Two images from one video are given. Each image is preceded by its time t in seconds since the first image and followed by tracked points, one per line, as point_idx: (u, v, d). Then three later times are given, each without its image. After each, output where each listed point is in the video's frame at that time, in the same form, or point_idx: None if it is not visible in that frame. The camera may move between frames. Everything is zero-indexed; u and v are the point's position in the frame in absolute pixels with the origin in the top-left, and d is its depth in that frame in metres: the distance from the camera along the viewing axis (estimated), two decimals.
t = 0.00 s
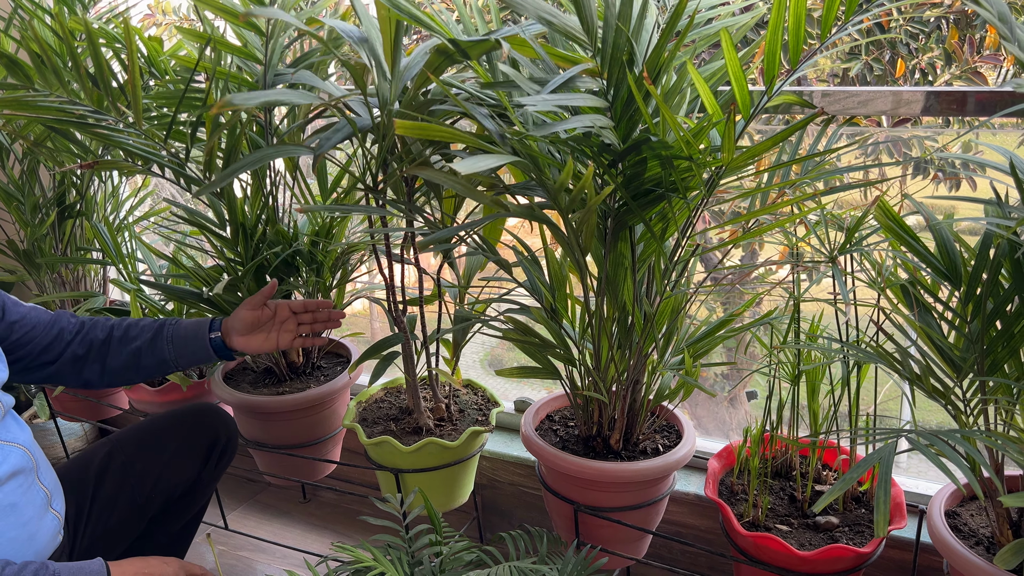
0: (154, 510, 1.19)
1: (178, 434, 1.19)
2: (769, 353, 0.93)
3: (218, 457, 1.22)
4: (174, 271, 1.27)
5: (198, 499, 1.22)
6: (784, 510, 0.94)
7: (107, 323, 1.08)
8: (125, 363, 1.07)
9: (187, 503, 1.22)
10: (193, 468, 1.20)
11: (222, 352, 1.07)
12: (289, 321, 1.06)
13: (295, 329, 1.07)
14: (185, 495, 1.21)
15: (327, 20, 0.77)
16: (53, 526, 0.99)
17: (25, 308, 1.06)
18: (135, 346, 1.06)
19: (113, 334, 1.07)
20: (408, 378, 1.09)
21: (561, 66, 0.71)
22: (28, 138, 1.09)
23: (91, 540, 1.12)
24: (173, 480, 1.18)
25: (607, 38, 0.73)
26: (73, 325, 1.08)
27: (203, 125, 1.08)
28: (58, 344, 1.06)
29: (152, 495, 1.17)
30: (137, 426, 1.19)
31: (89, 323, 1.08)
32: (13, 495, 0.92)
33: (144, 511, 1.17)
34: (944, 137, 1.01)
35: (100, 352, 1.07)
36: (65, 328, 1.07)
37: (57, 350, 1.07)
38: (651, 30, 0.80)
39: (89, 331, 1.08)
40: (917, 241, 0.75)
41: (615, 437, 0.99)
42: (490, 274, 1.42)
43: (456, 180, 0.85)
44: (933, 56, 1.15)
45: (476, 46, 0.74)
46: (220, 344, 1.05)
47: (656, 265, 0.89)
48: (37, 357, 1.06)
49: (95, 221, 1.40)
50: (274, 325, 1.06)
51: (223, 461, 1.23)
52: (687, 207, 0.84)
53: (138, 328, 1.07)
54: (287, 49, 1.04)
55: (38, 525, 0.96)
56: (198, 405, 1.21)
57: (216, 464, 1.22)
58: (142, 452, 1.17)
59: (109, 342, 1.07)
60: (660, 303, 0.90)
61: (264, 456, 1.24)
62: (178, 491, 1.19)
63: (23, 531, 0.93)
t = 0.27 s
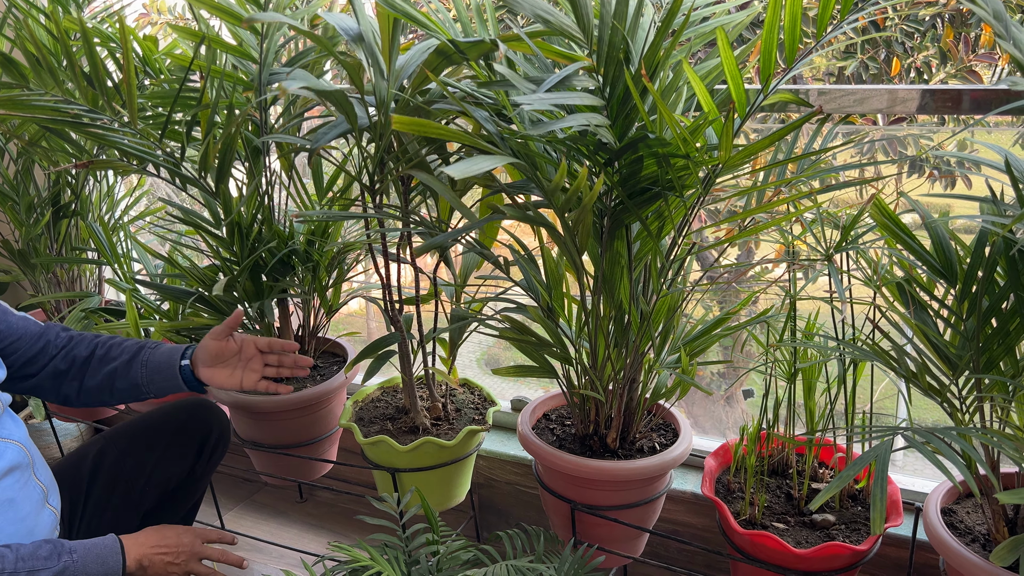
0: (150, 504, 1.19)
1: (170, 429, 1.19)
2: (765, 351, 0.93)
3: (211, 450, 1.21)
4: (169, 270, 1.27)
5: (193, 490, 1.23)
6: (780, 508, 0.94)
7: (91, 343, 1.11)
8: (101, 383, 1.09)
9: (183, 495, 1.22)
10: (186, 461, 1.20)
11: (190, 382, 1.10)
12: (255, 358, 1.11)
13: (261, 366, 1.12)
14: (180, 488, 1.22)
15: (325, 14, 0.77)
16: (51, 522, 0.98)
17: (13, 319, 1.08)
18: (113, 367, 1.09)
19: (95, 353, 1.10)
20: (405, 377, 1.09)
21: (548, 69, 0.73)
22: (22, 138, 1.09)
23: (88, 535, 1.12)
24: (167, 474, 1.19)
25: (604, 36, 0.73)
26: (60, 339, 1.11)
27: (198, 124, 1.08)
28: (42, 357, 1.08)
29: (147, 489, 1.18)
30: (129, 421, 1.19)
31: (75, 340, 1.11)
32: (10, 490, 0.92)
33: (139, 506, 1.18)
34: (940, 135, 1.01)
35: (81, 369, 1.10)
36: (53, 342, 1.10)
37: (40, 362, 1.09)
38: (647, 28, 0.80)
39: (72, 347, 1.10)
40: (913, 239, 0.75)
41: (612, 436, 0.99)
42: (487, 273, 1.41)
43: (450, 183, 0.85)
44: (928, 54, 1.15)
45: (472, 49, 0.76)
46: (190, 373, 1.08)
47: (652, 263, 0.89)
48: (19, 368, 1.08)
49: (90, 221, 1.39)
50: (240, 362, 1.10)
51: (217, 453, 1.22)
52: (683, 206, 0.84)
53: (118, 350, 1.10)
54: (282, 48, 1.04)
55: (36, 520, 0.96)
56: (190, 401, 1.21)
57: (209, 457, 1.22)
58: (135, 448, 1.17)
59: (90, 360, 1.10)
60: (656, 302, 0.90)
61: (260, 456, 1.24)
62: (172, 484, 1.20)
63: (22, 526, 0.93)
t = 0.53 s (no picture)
0: (149, 507, 1.18)
1: (171, 431, 1.19)
2: (762, 348, 0.93)
3: (212, 452, 1.21)
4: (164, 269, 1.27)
5: (193, 494, 1.22)
6: (778, 504, 0.94)
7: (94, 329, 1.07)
8: (103, 368, 1.04)
9: (182, 499, 1.21)
10: (187, 464, 1.20)
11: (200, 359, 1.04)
12: (265, 323, 1.05)
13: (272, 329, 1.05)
14: (180, 491, 1.21)
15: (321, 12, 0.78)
16: (46, 526, 0.98)
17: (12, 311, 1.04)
18: (118, 349, 1.03)
19: (98, 338, 1.05)
20: (402, 375, 1.09)
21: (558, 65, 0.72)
22: (16, 137, 1.08)
23: (85, 537, 1.11)
24: (167, 476, 1.18)
25: (599, 33, 0.73)
26: (58, 329, 1.06)
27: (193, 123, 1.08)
28: (40, 349, 1.03)
29: (146, 491, 1.17)
30: (130, 422, 1.19)
31: (76, 327, 1.06)
32: (5, 494, 0.92)
33: (138, 509, 1.17)
34: (934, 133, 1.01)
35: (84, 355, 1.04)
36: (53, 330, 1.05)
37: (42, 352, 1.04)
38: (643, 24, 0.80)
39: (72, 336, 1.06)
40: (909, 235, 0.75)
41: (609, 433, 0.99)
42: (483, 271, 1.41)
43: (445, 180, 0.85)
44: (922, 53, 1.15)
45: (470, 45, 0.75)
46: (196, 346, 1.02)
47: (649, 260, 0.89)
48: (19, 360, 1.03)
49: (85, 220, 1.39)
50: (250, 327, 1.04)
51: (218, 456, 1.22)
52: (680, 203, 0.84)
53: (122, 333, 1.05)
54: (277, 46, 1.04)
55: (32, 524, 0.95)
56: (191, 402, 1.21)
57: (210, 460, 1.21)
58: (135, 449, 1.17)
59: (93, 346, 1.05)
60: (653, 299, 0.90)
61: (257, 455, 1.24)
62: (172, 487, 1.19)
63: (16, 530, 0.93)
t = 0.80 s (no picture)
0: (146, 515, 1.18)
1: (172, 438, 1.18)
2: (759, 344, 0.93)
3: (211, 463, 1.21)
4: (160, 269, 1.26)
5: (191, 502, 1.22)
6: (776, 501, 0.94)
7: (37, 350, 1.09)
8: (50, 389, 1.08)
9: (180, 506, 1.21)
10: (187, 474, 1.19)
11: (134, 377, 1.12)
12: (181, 354, 1.10)
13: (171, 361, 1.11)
14: (179, 499, 1.21)
15: (316, 10, 0.79)
16: (44, 532, 0.98)
17: None
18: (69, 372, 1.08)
19: (37, 363, 1.08)
20: (399, 374, 1.09)
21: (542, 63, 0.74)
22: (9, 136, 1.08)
23: (82, 545, 1.11)
24: (167, 486, 1.17)
25: (597, 30, 0.73)
26: None
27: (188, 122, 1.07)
28: None
29: (145, 499, 1.17)
30: (130, 428, 1.18)
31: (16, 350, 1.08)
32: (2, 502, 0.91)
33: (136, 515, 1.17)
34: (927, 130, 1.01)
35: (33, 380, 1.07)
36: None
37: None
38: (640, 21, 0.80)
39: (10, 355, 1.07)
40: (907, 232, 0.76)
41: (607, 431, 0.99)
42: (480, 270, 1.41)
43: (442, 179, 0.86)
44: (914, 51, 1.15)
45: (467, 42, 0.75)
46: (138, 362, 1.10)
47: (647, 257, 0.89)
48: None
49: (79, 220, 1.38)
50: (168, 364, 1.11)
51: (217, 465, 1.22)
52: (678, 200, 0.84)
53: (65, 354, 1.09)
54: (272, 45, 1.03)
55: (29, 531, 0.95)
56: (192, 410, 1.20)
57: (210, 469, 1.21)
58: (134, 455, 1.16)
59: (40, 369, 1.08)
60: (651, 296, 0.90)
61: (254, 454, 1.23)
62: (172, 495, 1.19)
63: (13, 539, 0.92)
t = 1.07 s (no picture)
0: (146, 503, 1.18)
1: (166, 429, 1.17)
2: (761, 339, 0.94)
3: (207, 451, 1.19)
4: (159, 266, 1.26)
5: (190, 490, 1.22)
6: (778, 495, 0.94)
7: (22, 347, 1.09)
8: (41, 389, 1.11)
9: (179, 495, 1.21)
10: (183, 462, 1.18)
11: (122, 388, 1.12)
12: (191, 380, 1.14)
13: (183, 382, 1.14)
14: (177, 488, 1.20)
15: (318, 6, 0.79)
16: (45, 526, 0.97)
17: None
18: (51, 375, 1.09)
19: (24, 365, 1.08)
20: (400, 371, 1.08)
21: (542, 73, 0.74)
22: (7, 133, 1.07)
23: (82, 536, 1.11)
24: (163, 475, 1.17)
25: (601, 26, 0.73)
26: None
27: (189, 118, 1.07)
28: None
29: (142, 489, 1.16)
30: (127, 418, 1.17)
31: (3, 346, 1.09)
32: (3, 498, 0.91)
33: (136, 505, 1.16)
34: (919, 130, 1.02)
35: (19, 375, 1.09)
36: None
37: None
38: (643, 19, 0.80)
39: None
40: (909, 226, 0.76)
41: (609, 426, 0.99)
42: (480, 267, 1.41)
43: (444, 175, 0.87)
44: (906, 51, 1.15)
45: (471, 38, 0.75)
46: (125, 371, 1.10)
47: (650, 252, 0.89)
48: None
49: (77, 217, 1.38)
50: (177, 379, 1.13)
51: (213, 453, 1.21)
52: (681, 194, 0.84)
53: (51, 354, 1.10)
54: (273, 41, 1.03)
55: (30, 526, 0.94)
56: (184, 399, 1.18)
57: (206, 457, 1.20)
58: (130, 447, 1.15)
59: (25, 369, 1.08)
60: (654, 291, 0.90)
61: (254, 451, 1.23)
62: (169, 484, 1.18)
63: (16, 534, 0.92)
